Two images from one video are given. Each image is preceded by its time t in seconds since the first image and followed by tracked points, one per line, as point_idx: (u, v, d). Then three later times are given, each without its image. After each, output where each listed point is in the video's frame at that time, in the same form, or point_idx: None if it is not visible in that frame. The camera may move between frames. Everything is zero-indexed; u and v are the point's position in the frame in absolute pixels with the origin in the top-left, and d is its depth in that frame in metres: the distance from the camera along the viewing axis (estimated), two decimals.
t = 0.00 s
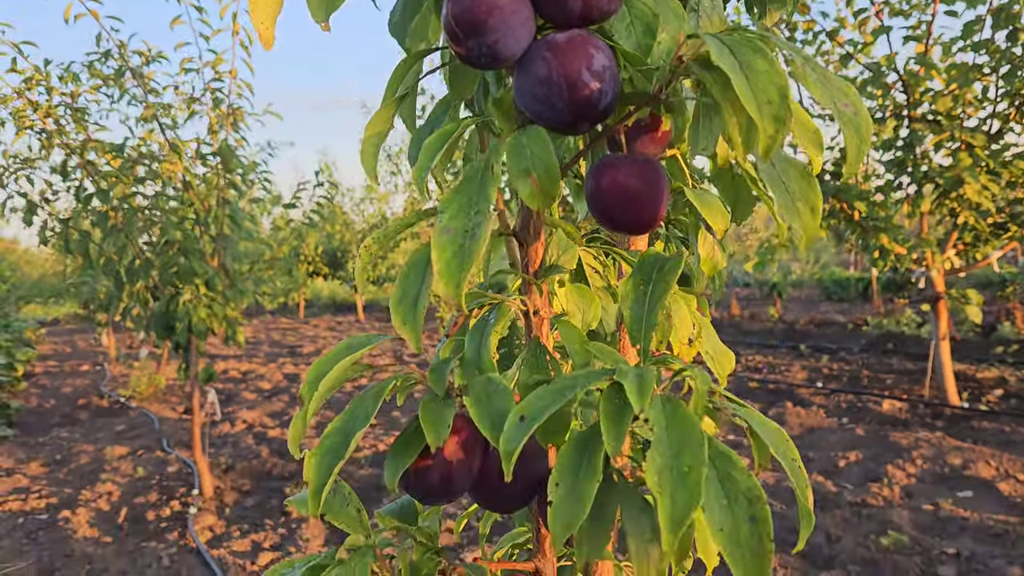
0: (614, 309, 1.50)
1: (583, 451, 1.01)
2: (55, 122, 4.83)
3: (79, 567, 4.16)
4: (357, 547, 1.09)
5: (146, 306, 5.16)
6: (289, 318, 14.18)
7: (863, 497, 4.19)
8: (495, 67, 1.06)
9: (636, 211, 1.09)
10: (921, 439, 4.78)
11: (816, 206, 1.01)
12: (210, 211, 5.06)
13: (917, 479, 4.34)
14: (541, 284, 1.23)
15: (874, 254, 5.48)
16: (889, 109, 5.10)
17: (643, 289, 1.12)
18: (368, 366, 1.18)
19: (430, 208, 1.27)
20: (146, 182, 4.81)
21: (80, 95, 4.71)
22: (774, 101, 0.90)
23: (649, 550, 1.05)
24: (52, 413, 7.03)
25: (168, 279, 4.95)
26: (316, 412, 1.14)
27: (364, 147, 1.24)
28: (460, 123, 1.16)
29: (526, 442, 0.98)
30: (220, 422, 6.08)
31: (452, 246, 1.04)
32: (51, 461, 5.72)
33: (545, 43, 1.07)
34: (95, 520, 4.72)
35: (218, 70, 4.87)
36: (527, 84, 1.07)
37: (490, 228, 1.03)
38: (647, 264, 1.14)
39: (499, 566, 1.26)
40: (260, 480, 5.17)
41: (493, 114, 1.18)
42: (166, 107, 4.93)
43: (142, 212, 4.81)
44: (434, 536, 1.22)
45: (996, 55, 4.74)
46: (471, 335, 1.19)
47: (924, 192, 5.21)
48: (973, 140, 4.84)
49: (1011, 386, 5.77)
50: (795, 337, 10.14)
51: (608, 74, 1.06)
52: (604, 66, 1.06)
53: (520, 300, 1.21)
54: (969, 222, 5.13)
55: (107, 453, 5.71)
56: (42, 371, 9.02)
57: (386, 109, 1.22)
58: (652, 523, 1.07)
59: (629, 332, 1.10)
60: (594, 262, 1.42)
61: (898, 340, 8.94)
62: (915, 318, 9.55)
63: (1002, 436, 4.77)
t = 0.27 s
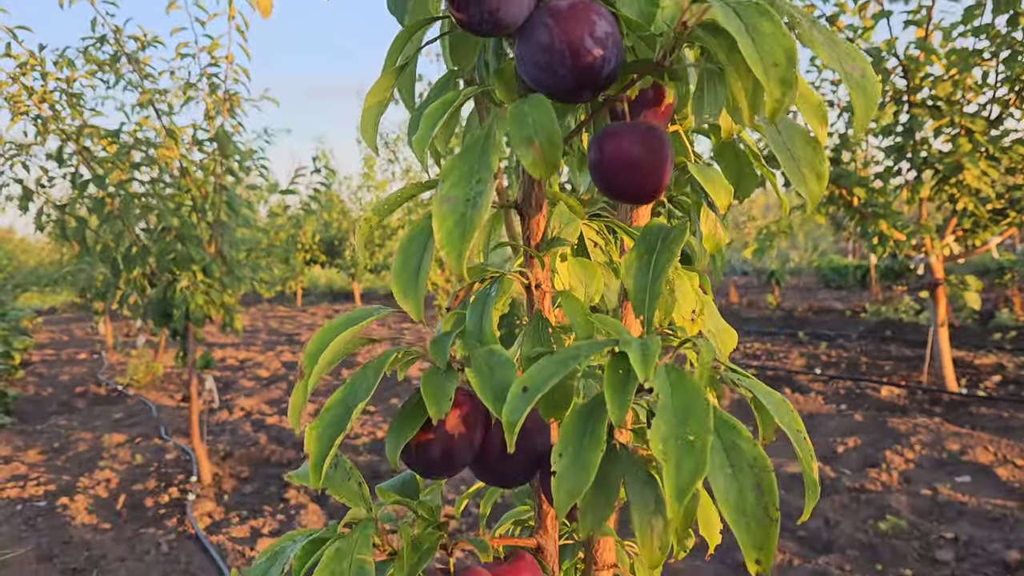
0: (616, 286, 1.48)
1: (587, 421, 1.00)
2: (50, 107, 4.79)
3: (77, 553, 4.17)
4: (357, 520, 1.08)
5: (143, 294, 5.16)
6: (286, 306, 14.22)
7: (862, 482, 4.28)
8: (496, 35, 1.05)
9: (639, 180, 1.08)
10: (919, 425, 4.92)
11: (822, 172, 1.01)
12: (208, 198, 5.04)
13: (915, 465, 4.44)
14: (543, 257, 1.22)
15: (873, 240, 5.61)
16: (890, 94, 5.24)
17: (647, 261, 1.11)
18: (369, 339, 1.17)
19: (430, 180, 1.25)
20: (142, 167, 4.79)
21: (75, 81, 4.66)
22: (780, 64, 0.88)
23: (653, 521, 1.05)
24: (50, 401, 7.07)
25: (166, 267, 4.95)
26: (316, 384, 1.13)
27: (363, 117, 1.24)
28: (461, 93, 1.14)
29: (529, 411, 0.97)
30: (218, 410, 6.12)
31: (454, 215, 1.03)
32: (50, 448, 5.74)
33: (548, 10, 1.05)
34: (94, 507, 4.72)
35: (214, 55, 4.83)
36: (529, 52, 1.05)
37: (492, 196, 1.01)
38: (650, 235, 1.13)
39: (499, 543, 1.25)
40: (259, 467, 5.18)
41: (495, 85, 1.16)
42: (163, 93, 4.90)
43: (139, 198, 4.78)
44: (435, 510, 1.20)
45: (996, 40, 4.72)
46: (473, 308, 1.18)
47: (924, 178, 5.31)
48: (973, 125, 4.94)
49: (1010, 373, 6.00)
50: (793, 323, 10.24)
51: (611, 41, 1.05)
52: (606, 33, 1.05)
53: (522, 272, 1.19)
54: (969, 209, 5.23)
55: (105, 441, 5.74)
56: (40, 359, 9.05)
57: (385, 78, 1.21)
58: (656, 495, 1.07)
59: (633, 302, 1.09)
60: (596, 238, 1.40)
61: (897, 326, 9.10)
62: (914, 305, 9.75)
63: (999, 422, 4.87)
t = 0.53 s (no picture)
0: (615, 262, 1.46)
1: (586, 389, 0.99)
2: (45, 93, 4.76)
3: (76, 540, 4.17)
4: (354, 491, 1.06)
5: (139, 280, 5.21)
6: (285, 295, 14.25)
7: (860, 469, 4.34)
8: None
9: (640, 146, 1.07)
10: (918, 412, 4.99)
11: (825, 135, 1.02)
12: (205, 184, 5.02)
13: (913, 451, 4.50)
14: (542, 229, 1.20)
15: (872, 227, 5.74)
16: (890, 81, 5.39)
17: (648, 229, 1.10)
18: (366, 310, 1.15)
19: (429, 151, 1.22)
20: (139, 153, 4.77)
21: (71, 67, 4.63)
22: (784, 23, 0.86)
23: (653, 493, 1.04)
24: (47, 389, 7.08)
25: (163, 254, 4.95)
26: (313, 354, 1.12)
27: (360, 85, 1.24)
28: (458, 60, 1.12)
29: (528, 379, 0.95)
30: (216, 398, 6.14)
31: (452, 181, 1.01)
32: (48, 437, 5.75)
33: None
34: (92, 494, 4.71)
35: (210, 41, 4.79)
36: (528, 17, 1.03)
37: (491, 162, 1.00)
38: (650, 204, 1.11)
39: (497, 517, 1.24)
40: (256, 455, 5.17)
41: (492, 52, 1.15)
42: (159, 79, 4.86)
43: (136, 184, 4.77)
44: (433, 484, 1.18)
45: (997, 26, 4.69)
46: (471, 280, 1.16)
47: (924, 166, 5.41)
48: (971, 112, 5.03)
49: (1008, 361, 6.13)
50: (791, 311, 10.31)
51: (612, 5, 1.05)
52: None
53: (521, 243, 1.18)
54: (968, 196, 5.31)
55: (103, 429, 5.75)
56: (37, 349, 9.06)
57: (383, 46, 1.20)
58: (656, 466, 1.05)
59: (633, 271, 1.08)
60: (595, 212, 1.39)
61: (896, 314, 9.19)
62: (913, 292, 9.86)
63: (998, 409, 4.94)
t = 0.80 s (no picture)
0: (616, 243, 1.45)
1: (587, 368, 0.98)
2: (43, 81, 4.73)
3: (76, 528, 4.18)
4: (354, 470, 1.06)
5: (139, 269, 5.22)
6: (285, 285, 14.26)
7: (860, 456, 4.37)
8: None
9: (642, 124, 1.06)
10: (918, 400, 5.02)
11: (829, 114, 1.01)
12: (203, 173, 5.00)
13: (913, 439, 4.53)
14: (544, 209, 1.19)
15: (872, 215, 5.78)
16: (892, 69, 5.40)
17: (649, 207, 1.09)
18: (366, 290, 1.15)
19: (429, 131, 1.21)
20: (138, 141, 4.75)
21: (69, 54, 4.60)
22: None
23: (654, 473, 1.03)
24: (47, 378, 7.11)
25: (162, 242, 4.94)
26: (313, 334, 1.11)
27: (361, 62, 1.25)
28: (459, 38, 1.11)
29: (528, 358, 0.95)
30: (216, 387, 6.16)
31: (452, 159, 1.00)
32: (48, 426, 5.76)
33: None
34: (92, 482, 4.72)
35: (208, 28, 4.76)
36: None
37: (491, 139, 0.99)
38: (653, 182, 1.10)
39: (498, 498, 1.23)
40: (256, 444, 5.18)
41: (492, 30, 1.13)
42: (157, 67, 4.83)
43: (134, 172, 4.75)
44: (433, 464, 1.18)
45: (999, 13, 4.66)
46: (472, 260, 1.15)
47: (925, 154, 5.46)
48: (973, 100, 5.05)
49: (1009, 350, 6.17)
50: (791, 300, 10.34)
51: None
52: None
53: (522, 223, 1.17)
54: (969, 183, 5.35)
55: (103, 418, 5.76)
56: (38, 338, 9.08)
57: (384, 23, 1.22)
58: (657, 447, 1.05)
59: (634, 250, 1.07)
60: (597, 192, 1.37)
61: (896, 303, 9.22)
62: (913, 281, 9.89)
63: (998, 397, 4.99)
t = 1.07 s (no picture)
0: (622, 223, 1.44)
1: (595, 343, 0.97)
2: (43, 69, 4.70)
3: (78, 516, 4.19)
4: (359, 447, 1.05)
5: (139, 258, 5.22)
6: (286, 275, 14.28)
7: (862, 444, 4.38)
8: None
9: (651, 97, 1.04)
10: (921, 388, 5.05)
11: (840, 86, 1.00)
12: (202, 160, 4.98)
13: (915, 427, 4.55)
14: (551, 184, 1.17)
15: (874, 203, 5.79)
16: (895, 56, 5.36)
17: (657, 182, 1.07)
18: (370, 266, 1.13)
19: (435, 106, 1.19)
20: (138, 129, 4.72)
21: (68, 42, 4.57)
22: None
23: (662, 450, 1.02)
24: (49, 368, 7.12)
25: (162, 231, 4.93)
26: (317, 310, 1.10)
27: (366, 35, 1.25)
28: (466, 11, 1.09)
29: (536, 333, 0.93)
30: (218, 376, 6.17)
31: (459, 131, 0.99)
32: (50, 415, 5.77)
33: None
34: (94, 471, 4.72)
35: (208, 15, 4.74)
36: None
37: (499, 111, 0.97)
38: (661, 156, 1.08)
39: (504, 477, 1.23)
40: (257, 433, 5.18)
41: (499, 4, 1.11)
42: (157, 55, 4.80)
43: (134, 160, 4.73)
44: (438, 441, 1.17)
45: None
46: (477, 236, 1.14)
47: (927, 142, 5.49)
48: (977, 86, 5.03)
49: (1010, 338, 6.22)
50: (793, 288, 10.37)
51: None
52: None
53: (528, 200, 1.15)
54: (971, 171, 5.38)
55: (105, 408, 5.78)
56: (39, 328, 9.11)
57: None
58: (665, 424, 1.03)
59: (642, 225, 1.05)
60: (603, 169, 1.35)
61: (898, 292, 9.25)
62: (915, 270, 9.92)
63: (1000, 386, 5.04)
